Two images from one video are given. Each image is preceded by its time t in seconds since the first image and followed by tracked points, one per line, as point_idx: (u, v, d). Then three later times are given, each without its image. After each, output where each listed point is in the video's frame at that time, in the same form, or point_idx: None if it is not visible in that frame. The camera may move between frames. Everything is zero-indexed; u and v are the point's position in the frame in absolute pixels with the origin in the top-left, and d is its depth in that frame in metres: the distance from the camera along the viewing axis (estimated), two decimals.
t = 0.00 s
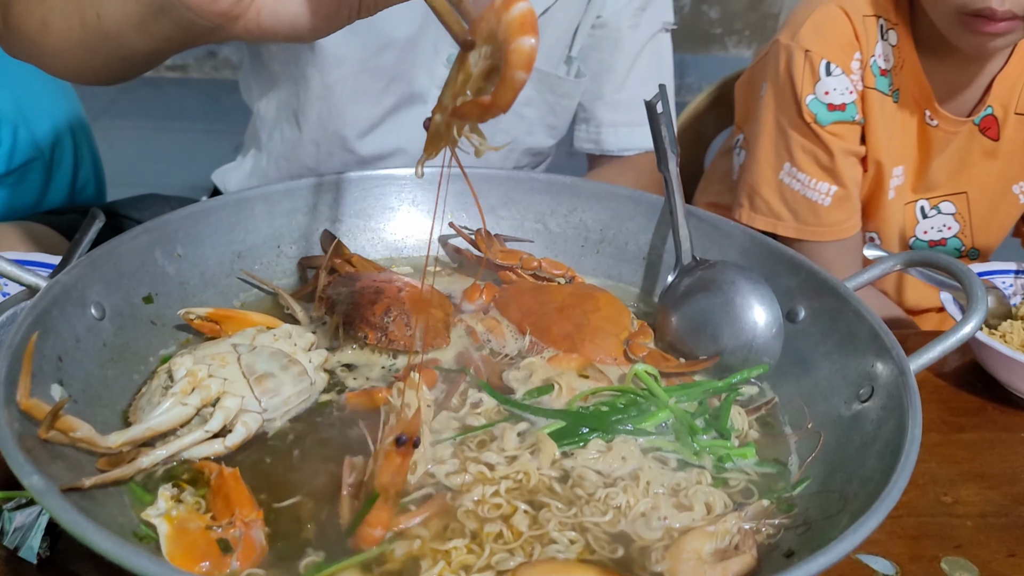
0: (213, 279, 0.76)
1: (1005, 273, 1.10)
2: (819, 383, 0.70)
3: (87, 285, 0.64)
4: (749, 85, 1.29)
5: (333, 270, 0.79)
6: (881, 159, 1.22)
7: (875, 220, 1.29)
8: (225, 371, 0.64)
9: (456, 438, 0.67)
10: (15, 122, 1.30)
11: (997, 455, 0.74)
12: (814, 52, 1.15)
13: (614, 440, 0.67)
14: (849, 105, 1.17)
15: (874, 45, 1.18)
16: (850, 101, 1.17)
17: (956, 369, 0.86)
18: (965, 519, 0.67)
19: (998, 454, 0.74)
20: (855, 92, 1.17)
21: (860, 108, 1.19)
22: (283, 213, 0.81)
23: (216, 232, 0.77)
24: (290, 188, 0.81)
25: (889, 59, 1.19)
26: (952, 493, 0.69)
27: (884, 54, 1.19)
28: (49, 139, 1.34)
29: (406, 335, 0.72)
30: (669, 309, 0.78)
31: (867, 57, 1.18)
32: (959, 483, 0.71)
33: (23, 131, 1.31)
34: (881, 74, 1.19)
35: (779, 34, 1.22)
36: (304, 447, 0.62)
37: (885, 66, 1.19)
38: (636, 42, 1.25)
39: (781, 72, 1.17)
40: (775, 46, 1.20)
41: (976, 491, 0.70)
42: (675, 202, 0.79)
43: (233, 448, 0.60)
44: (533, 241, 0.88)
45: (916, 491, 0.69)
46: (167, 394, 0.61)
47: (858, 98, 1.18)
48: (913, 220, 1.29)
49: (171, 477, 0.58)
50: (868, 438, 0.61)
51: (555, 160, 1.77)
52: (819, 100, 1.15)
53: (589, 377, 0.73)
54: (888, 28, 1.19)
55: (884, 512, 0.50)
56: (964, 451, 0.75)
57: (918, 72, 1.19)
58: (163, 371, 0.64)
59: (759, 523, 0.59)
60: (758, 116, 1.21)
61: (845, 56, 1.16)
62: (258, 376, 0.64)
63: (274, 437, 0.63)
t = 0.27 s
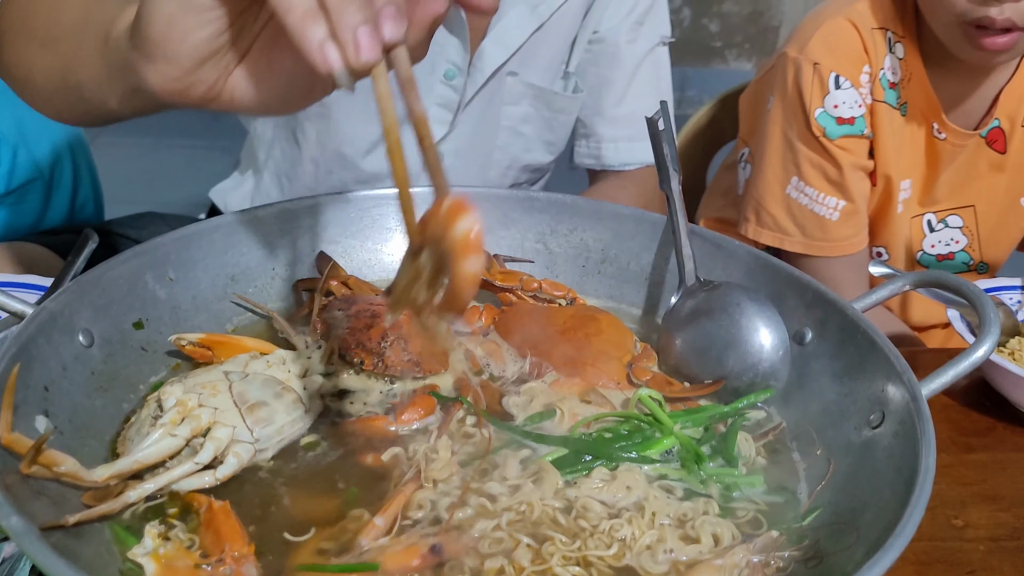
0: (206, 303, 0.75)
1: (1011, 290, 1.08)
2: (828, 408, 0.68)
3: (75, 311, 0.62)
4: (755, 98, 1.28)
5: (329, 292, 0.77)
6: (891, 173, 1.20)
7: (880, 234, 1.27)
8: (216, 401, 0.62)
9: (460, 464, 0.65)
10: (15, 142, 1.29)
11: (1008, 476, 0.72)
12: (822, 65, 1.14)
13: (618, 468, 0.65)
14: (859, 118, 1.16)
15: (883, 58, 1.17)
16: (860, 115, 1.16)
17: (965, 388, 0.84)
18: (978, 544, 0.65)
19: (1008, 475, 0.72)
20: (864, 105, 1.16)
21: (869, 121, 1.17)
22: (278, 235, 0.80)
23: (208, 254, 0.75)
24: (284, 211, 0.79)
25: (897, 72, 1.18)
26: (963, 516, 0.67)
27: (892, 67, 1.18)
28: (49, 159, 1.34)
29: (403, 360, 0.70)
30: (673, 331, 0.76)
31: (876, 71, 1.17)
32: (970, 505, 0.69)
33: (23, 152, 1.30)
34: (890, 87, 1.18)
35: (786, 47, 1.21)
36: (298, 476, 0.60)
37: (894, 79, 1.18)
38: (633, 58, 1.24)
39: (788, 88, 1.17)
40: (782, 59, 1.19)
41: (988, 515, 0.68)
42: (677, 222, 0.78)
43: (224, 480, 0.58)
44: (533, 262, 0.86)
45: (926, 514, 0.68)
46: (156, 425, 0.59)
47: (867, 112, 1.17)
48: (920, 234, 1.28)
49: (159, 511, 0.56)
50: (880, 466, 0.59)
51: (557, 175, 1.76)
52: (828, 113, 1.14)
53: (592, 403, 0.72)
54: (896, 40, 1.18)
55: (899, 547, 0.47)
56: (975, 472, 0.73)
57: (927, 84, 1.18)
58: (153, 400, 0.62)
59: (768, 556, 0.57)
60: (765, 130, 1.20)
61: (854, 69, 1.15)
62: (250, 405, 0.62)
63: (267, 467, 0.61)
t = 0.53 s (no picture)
0: (203, 318, 0.73)
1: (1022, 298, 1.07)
2: (841, 423, 0.66)
3: (69, 326, 0.61)
4: (758, 106, 1.27)
5: (329, 306, 0.76)
6: (898, 181, 1.19)
7: (887, 242, 1.25)
8: (214, 419, 0.60)
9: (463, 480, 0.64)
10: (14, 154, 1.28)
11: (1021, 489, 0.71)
12: (828, 72, 1.13)
13: (626, 487, 0.64)
14: (865, 126, 1.14)
15: (889, 64, 1.16)
16: (866, 122, 1.14)
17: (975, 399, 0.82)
18: (991, 560, 0.63)
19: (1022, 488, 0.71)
20: (871, 112, 1.15)
21: (876, 128, 1.16)
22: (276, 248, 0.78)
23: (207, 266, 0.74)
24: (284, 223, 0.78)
25: (904, 78, 1.17)
26: (976, 531, 0.66)
27: (899, 73, 1.17)
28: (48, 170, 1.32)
29: (405, 375, 0.69)
30: (681, 344, 0.75)
31: (882, 77, 1.16)
32: (984, 520, 0.67)
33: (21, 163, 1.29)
34: (897, 93, 1.17)
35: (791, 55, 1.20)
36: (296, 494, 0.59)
37: (901, 86, 1.17)
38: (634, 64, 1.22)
39: (794, 93, 1.15)
40: (787, 66, 1.18)
41: (1002, 529, 0.66)
42: (685, 232, 0.76)
43: (222, 501, 0.57)
44: (537, 273, 0.85)
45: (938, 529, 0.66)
46: (152, 444, 0.57)
47: (874, 118, 1.15)
48: (927, 242, 1.25)
49: (155, 533, 0.55)
50: (898, 484, 0.57)
51: (558, 183, 1.74)
52: (834, 120, 1.13)
53: (598, 419, 0.70)
54: (902, 46, 1.17)
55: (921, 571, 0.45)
56: (988, 484, 0.71)
57: (933, 90, 1.17)
58: (150, 417, 0.60)
59: None
60: (770, 138, 1.18)
61: (861, 75, 1.14)
62: (248, 423, 0.61)
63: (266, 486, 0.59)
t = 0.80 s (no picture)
0: (207, 321, 0.74)
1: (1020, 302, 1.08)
2: (842, 426, 0.67)
3: (75, 328, 0.61)
4: (757, 111, 1.28)
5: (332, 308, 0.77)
6: (895, 184, 1.20)
7: (885, 246, 1.26)
8: (218, 421, 0.60)
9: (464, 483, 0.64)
10: (14, 155, 1.28)
11: (1020, 492, 0.71)
12: (825, 77, 1.14)
13: (628, 488, 0.64)
14: (862, 130, 1.15)
15: (885, 70, 1.17)
16: (862, 127, 1.15)
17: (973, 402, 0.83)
18: (990, 562, 0.63)
19: (1020, 491, 0.71)
20: (867, 117, 1.15)
21: (873, 133, 1.17)
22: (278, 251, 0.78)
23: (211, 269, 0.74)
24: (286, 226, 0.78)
25: (901, 83, 1.18)
26: (975, 534, 0.66)
27: (896, 78, 1.17)
28: (48, 172, 1.33)
29: (408, 377, 0.69)
30: (682, 347, 0.75)
31: (879, 82, 1.16)
32: (981, 522, 0.67)
33: (21, 165, 1.29)
34: (894, 98, 1.18)
35: (789, 60, 1.21)
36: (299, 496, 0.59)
37: (898, 90, 1.18)
38: (634, 70, 1.23)
39: (792, 98, 1.16)
40: (785, 72, 1.19)
41: (999, 532, 0.66)
42: (685, 236, 0.77)
43: (226, 502, 0.57)
44: (539, 276, 0.85)
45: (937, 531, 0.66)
46: (157, 446, 0.58)
47: (871, 123, 1.16)
48: (926, 246, 1.26)
49: (160, 535, 0.55)
50: (898, 486, 0.57)
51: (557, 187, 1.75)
52: (831, 125, 1.14)
53: (600, 421, 0.70)
54: (899, 52, 1.17)
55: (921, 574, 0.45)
56: (986, 488, 0.72)
57: (931, 95, 1.17)
58: (154, 419, 0.61)
59: None
60: (768, 144, 1.19)
61: (857, 81, 1.15)
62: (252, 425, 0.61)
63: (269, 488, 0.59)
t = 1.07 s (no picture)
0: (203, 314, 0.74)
1: (1015, 303, 1.08)
2: (835, 422, 0.67)
3: (69, 320, 0.61)
4: (755, 111, 1.28)
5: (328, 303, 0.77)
6: (890, 186, 1.20)
7: (881, 246, 1.26)
8: (213, 413, 0.60)
9: (457, 478, 0.64)
10: (6, 151, 1.28)
11: (1013, 491, 0.71)
12: (821, 77, 1.14)
13: (623, 483, 0.64)
14: (857, 131, 1.15)
15: (881, 71, 1.17)
16: (858, 127, 1.15)
17: (967, 403, 0.83)
18: (982, 561, 0.64)
19: (1013, 491, 0.71)
20: (863, 118, 1.15)
21: (868, 134, 1.17)
22: (274, 246, 0.78)
23: (206, 263, 0.74)
24: (283, 221, 0.78)
25: (897, 84, 1.18)
26: (967, 533, 0.66)
27: (891, 79, 1.18)
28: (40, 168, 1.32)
29: (403, 373, 0.69)
30: (677, 344, 0.76)
31: (874, 83, 1.17)
32: (974, 521, 0.68)
33: (13, 161, 1.29)
34: (890, 99, 1.18)
35: (784, 61, 1.21)
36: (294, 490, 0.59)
37: (894, 92, 1.18)
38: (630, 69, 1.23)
39: (787, 99, 1.16)
40: (781, 72, 1.19)
41: (992, 531, 0.67)
42: (681, 233, 0.77)
43: (220, 495, 0.57)
44: (535, 273, 0.85)
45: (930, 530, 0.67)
46: (151, 438, 0.57)
47: (866, 124, 1.16)
48: (920, 247, 1.27)
49: (154, 527, 0.55)
50: (892, 481, 0.57)
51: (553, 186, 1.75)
52: (826, 126, 1.14)
53: (594, 416, 0.70)
54: (895, 53, 1.18)
55: (914, 568, 0.46)
56: (980, 487, 0.72)
57: (927, 96, 1.18)
58: (148, 412, 0.61)
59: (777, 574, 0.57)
60: (764, 144, 1.20)
61: (853, 82, 1.15)
62: (247, 417, 0.61)
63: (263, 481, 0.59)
